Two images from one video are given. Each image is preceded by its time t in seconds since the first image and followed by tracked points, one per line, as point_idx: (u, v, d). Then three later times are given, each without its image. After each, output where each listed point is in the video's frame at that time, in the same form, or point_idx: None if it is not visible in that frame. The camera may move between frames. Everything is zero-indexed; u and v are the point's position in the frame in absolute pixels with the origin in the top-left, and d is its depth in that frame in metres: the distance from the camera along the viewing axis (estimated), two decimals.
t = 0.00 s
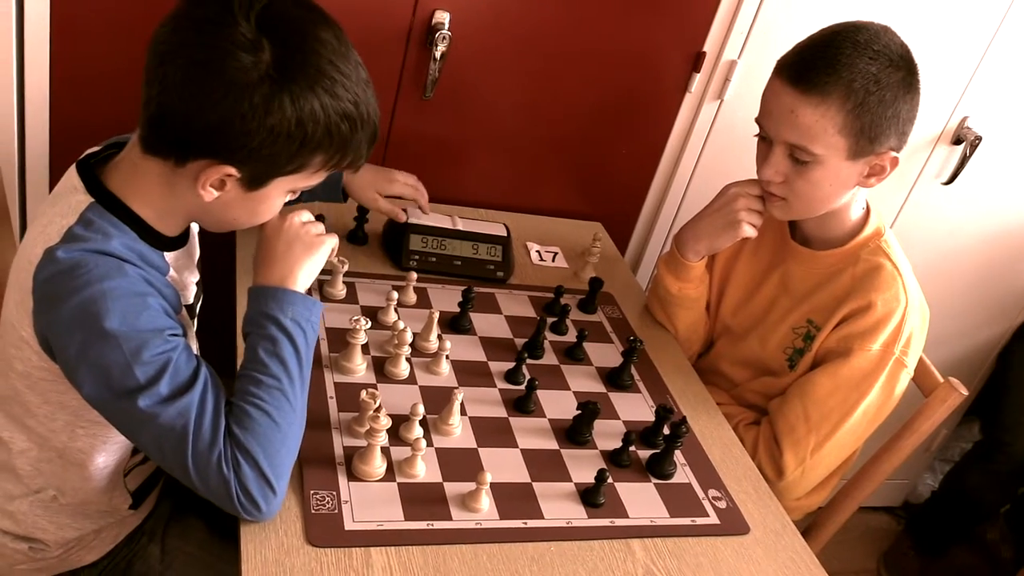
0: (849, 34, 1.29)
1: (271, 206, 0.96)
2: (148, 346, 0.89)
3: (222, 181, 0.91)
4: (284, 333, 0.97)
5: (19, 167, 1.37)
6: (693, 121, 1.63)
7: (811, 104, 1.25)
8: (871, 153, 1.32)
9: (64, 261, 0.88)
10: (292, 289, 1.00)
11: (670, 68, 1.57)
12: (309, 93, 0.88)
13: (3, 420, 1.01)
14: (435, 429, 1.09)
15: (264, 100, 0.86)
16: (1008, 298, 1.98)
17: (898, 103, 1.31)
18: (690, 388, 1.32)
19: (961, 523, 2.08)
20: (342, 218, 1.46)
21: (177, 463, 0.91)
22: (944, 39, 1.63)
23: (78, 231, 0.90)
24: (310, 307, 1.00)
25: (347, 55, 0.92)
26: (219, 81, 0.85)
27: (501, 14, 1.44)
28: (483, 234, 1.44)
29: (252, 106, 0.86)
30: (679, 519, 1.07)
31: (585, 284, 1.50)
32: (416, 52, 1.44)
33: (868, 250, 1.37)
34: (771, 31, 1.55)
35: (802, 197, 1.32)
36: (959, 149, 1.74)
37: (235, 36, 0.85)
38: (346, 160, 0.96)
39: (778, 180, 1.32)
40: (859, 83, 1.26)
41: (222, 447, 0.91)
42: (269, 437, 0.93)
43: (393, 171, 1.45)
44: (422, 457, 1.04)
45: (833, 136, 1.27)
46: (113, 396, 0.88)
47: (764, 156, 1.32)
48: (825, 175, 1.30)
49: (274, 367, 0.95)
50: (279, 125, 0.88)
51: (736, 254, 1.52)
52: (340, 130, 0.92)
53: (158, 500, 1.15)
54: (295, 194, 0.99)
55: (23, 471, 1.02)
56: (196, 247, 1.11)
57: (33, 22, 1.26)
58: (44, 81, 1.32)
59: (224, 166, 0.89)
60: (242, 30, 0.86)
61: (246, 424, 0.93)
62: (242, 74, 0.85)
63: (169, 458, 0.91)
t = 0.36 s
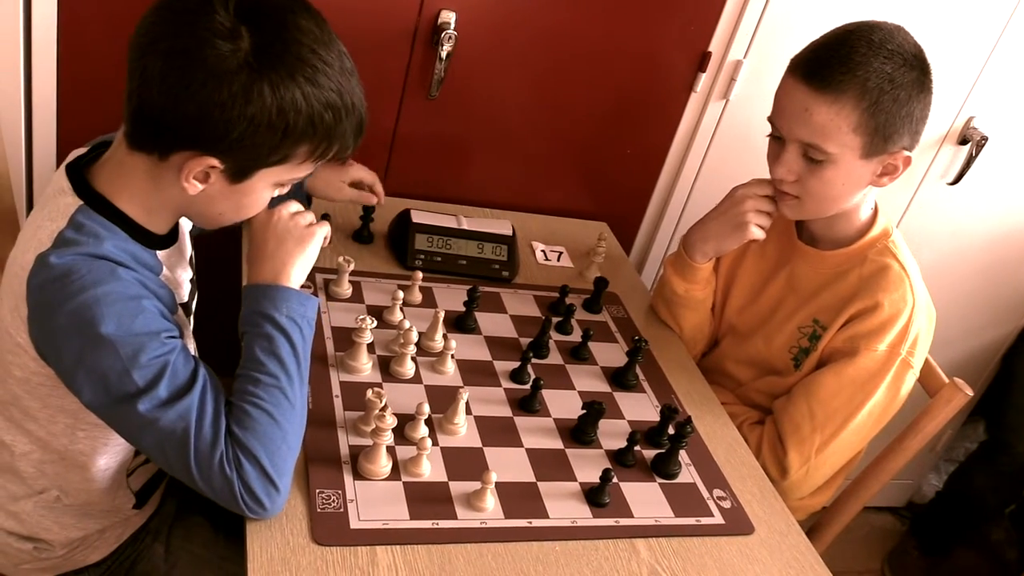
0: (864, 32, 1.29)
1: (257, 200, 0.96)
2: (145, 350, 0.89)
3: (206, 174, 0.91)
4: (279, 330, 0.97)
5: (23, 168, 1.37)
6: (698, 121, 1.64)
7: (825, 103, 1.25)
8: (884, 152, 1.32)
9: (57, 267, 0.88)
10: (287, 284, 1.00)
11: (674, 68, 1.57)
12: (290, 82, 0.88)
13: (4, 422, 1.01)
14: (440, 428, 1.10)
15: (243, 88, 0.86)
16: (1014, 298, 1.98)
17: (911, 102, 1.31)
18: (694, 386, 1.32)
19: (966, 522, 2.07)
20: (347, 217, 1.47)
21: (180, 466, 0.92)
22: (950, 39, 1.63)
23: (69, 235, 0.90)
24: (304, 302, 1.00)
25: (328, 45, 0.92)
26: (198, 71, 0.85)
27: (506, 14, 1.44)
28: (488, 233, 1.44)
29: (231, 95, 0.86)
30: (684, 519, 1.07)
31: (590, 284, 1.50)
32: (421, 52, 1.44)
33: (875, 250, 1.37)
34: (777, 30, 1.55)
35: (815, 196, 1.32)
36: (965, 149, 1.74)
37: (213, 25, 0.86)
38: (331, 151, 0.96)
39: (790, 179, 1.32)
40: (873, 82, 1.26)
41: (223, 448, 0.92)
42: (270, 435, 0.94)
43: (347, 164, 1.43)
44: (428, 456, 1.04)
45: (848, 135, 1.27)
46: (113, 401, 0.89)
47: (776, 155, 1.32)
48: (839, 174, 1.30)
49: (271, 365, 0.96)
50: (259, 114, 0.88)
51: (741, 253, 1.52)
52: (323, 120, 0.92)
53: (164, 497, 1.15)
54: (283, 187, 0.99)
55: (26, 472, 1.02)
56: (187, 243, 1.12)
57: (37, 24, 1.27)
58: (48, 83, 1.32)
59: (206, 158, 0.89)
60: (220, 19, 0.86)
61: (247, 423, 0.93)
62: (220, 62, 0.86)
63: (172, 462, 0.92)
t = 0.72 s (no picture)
0: (890, 31, 1.29)
1: (256, 186, 0.96)
2: (150, 346, 0.89)
3: (204, 160, 0.91)
4: (282, 327, 0.97)
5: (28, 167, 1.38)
6: (703, 120, 1.63)
7: (850, 100, 1.25)
8: (908, 151, 1.32)
9: (61, 263, 0.88)
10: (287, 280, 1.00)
11: (679, 68, 1.57)
12: (284, 62, 0.89)
13: (9, 420, 1.01)
14: (445, 426, 1.10)
15: (237, 69, 0.87)
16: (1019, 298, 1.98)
17: (936, 102, 1.31)
18: (699, 387, 1.32)
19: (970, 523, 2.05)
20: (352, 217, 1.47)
21: (185, 461, 0.92)
22: (955, 40, 1.62)
23: (73, 232, 0.90)
24: (306, 298, 1.00)
25: (322, 27, 0.93)
26: (192, 53, 0.86)
27: (511, 13, 1.44)
28: (494, 232, 1.44)
29: (224, 75, 0.86)
30: (689, 518, 1.07)
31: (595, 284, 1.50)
32: (426, 51, 1.44)
33: (891, 253, 1.37)
34: (783, 30, 1.55)
35: (836, 194, 1.31)
36: (970, 149, 1.74)
37: (206, 6, 0.86)
38: (328, 135, 0.96)
39: (813, 176, 1.32)
40: (899, 80, 1.26)
41: (228, 443, 0.92)
42: (274, 431, 0.94)
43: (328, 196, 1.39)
44: (433, 455, 1.04)
45: (872, 133, 1.27)
46: (118, 396, 0.89)
47: (800, 152, 1.32)
48: (863, 173, 1.30)
49: (275, 361, 0.96)
50: (253, 95, 0.88)
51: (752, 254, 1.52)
52: (318, 102, 0.92)
53: (169, 494, 1.16)
54: (282, 176, 0.98)
55: (30, 469, 1.02)
56: (188, 239, 1.12)
57: (43, 23, 1.27)
58: (54, 82, 1.33)
59: (204, 141, 0.89)
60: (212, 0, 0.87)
61: (251, 418, 0.94)
62: (214, 43, 0.86)
63: (177, 457, 0.92)
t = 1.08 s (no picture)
0: (919, 33, 1.30)
1: (261, 181, 0.96)
2: (153, 344, 0.89)
3: (209, 156, 0.91)
4: (284, 325, 0.97)
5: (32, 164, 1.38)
6: (706, 119, 1.63)
7: (876, 100, 1.26)
8: (930, 155, 1.32)
9: (65, 262, 0.88)
10: (290, 278, 1.00)
11: (681, 67, 1.57)
12: (290, 57, 0.89)
13: (12, 418, 1.02)
14: (448, 425, 1.10)
15: (242, 62, 0.87)
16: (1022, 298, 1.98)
17: (961, 107, 1.32)
18: (703, 386, 1.32)
19: (970, 525, 2.05)
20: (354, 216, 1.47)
21: (188, 459, 0.92)
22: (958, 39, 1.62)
23: (77, 230, 0.90)
24: (308, 296, 1.00)
25: (327, 24, 0.93)
26: (197, 47, 0.86)
27: (513, 13, 1.44)
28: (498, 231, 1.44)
29: (230, 69, 0.87)
30: (692, 517, 1.07)
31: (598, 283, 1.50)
32: (429, 50, 1.44)
33: (903, 254, 1.37)
34: (785, 30, 1.55)
35: (855, 194, 1.31)
36: (973, 149, 1.71)
37: (211, 2, 0.87)
38: (333, 131, 0.96)
39: (833, 174, 1.31)
40: (926, 83, 1.27)
41: (230, 441, 0.92)
42: (276, 428, 0.94)
43: (334, 201, 1.39)
44: (436, 454, 1.04)
45: (896, 134, 1.27)
46: (122, 394, 0.89)
47: (821, 150, 1.31)
48: (885, 174, 1.30)
49: (277, 358, 0.96)
50: (259, 89, 0.88)
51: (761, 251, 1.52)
52: (324, 97, 0.92)
53: (172, 492, 1.16)
54: (285, 172, 0.99)
55: (33, 467, 1.02)
56: (189, 237, 1.12)
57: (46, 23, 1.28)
58: (58, 80, 1.33)
59: (208, 137, 0.89)
60: None
61: (254, 416, 0.94)
62: (219, 37, 0.86)
63: (180, 455, 0.92)
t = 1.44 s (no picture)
0: (946, 39, 1.30)
1: (264, 178, 0.96)
2: (156, 343, 0.89)
3: (214, 152, 0.91)
4: (287, 325, 0.97)
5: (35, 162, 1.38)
6: (709, 120, 1.63)
7: (900, 105, 1.26)
8: (950, 162, 1.32)
9: (68, 261, 0.88)
10: (294, 279, 1.00)
11: (685, 67, 1.56)
12: (294, 52, 0.89)
13: (14, 416, 1.02)
14: (451, 425, 1.10)
15: (247, 57, 0.87)
16: None
17: (983, 115, 1.32)
18: (707, 388, 1.32)
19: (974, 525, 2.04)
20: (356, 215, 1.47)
21: (190, 458, 0.92)
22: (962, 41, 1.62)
23: (80, 229, 0.90)
24: (311, 296, 1.00)
25: (330, 20, 0.93)
26: (202, 42, 0.86)
27: (517, 12, 1.44)
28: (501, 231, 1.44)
29: (235, 65, 0.86)
30: (694, 518, 1.07)
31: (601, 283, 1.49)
32: (433, 50, 1.44)
33: (914, 260, 1.37)
34: (790, 31, 1.55)
35: (873, 198, 1.32)
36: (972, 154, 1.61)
37: None
38: (337, 126, 0.96)
39: (852, 178, 1.31)
40: (952, 90, 1.27)
41: (233, 441, 0.92)
42: (279, 428, 0.94)
43: (335, 198, 1.39)
44: (438, 453, 1.04)
45: (919, 141, 1.27)
46: (125, 393, 0.89)
47: (840, 153, 1.32)
48: (904, 179, 1.30)
49: (280, 359, 0.96)
50: (264, 84, 0.88)
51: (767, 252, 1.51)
52: (328, 92, 0.92)
53: (174, 491, 1.16)
54: (288, 169, 0.98)
55: (35, 466, 1.03)
56: (192, 235, 1.12)
57: (50, 22, 1.28)
58: (62, 79, 1.33)
59: (214, 133, 0.89)
60: None
61: (256, 416, 0.94)
62: (223, 33, 0.86)
63: (183, 454, 0.92)
